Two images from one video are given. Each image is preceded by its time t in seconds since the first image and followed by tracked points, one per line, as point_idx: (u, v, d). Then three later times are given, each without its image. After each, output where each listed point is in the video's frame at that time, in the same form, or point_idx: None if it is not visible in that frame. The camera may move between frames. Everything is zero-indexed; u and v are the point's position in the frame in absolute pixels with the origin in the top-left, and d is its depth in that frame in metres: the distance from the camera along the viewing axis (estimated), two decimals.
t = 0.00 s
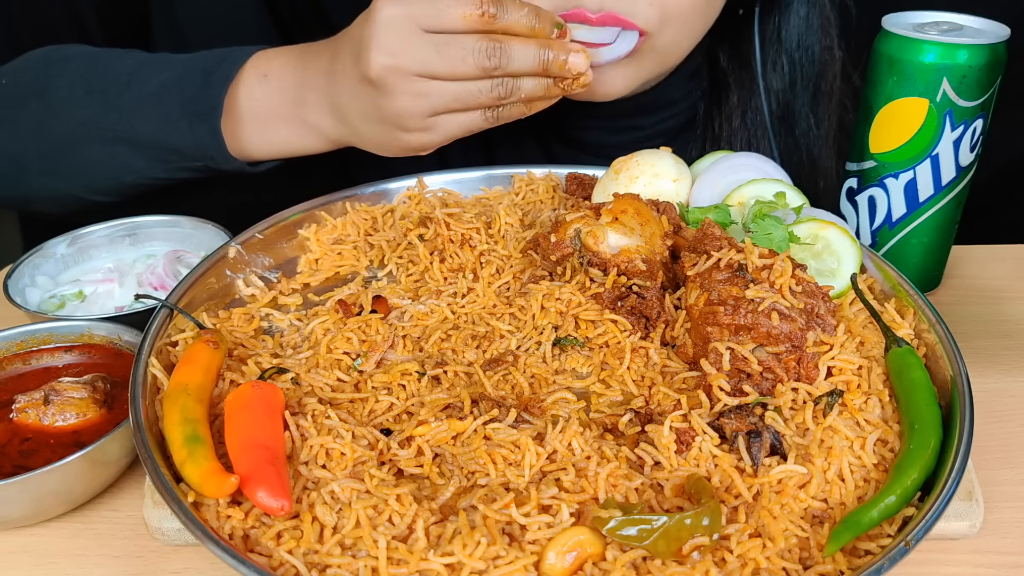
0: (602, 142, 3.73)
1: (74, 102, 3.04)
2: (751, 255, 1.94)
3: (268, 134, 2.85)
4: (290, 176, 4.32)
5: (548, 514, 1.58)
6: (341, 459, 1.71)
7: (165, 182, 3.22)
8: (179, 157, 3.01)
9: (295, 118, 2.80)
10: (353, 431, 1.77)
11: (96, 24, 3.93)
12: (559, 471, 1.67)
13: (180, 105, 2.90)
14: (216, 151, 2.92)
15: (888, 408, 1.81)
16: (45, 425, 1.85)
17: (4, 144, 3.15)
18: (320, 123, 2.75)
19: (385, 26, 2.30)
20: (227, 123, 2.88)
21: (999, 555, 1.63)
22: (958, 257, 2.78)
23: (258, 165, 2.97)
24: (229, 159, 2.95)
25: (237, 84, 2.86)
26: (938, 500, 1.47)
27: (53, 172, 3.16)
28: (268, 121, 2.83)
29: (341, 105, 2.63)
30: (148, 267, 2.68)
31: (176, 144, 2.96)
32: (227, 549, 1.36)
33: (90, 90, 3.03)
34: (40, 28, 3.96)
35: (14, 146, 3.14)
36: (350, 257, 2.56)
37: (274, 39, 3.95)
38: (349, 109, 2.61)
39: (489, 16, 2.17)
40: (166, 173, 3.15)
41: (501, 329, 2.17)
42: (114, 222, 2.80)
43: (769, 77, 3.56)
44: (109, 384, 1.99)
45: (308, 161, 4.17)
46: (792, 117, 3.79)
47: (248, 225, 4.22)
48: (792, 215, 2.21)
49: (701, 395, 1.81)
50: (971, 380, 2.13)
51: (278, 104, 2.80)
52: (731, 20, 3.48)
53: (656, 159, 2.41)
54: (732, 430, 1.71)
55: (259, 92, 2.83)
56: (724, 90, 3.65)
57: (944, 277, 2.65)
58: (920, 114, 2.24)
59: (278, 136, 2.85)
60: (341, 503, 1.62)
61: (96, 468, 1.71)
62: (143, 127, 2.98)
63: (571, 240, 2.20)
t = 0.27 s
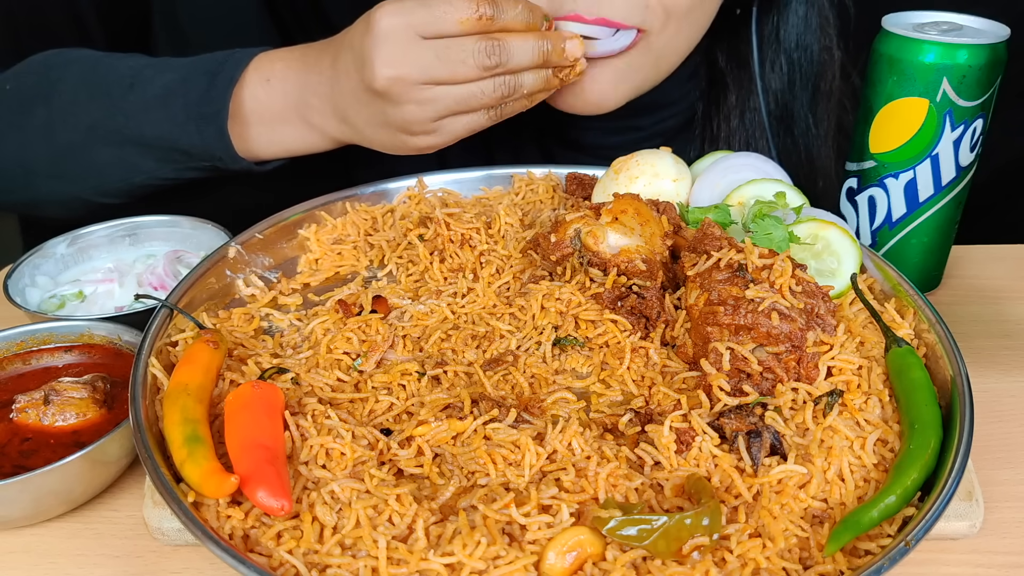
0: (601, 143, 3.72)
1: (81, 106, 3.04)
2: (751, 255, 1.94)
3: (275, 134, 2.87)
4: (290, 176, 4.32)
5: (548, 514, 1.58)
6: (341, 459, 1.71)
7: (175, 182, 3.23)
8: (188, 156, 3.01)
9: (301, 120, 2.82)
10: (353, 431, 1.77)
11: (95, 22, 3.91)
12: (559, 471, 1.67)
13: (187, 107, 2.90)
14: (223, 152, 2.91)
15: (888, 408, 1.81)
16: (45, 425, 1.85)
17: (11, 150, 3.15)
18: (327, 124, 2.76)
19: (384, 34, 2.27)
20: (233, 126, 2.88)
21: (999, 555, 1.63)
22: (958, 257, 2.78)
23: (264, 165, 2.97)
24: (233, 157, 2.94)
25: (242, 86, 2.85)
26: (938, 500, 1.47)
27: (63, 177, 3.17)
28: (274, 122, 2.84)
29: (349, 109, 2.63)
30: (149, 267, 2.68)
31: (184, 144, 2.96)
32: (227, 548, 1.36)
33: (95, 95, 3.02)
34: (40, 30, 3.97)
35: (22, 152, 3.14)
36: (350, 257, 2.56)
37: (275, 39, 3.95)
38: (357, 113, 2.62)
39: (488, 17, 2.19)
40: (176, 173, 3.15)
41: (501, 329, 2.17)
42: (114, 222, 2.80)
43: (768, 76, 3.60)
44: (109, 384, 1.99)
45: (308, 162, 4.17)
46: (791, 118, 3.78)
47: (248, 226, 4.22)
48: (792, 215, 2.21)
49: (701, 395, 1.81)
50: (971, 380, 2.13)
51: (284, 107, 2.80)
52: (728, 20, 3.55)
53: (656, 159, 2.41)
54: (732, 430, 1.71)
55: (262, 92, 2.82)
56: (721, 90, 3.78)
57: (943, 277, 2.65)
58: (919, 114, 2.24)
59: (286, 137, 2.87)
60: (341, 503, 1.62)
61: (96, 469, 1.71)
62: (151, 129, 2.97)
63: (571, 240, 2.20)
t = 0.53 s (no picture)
0: (600, 143, 3.75)
1: (81, 111, 3.04)
2: (751, 255, 1.94)
3: (273, 137, 2.85)
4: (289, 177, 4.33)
5: (548, 514, 1.58)
6: (341, 459, 1.71)
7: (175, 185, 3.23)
8: (187, 160, 3.01)
9: (298, 122, 2.79)
10: (353, 431, 1.77)
11: (95, 21, 3.89)
12: (559, 471, 1.67)
13: (185, 109, 2.89)
14: (222, 155, 2.90)
15: (888, 408, 1.81)
16: (45, 425, 1.85)
17: (12, 155, 3.16)
18: (323, 126, 2.72)
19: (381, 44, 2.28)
20: (232, 130, 2.87)
21: (999, 555, 1.63)
22: (958, 257, 2.78)
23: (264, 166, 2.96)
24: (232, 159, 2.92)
25: (240, 88, 2.83)
26: (938, 500, 1.47)
27: (64, 182, 3.18)
28: (271, 127, 2.82)
29: (343, 111, 2.59)
30: (149, 267, 2.68)
31: (183, 148, 2.95)
32: (227, 548, 1.36)
33: (95, 100, 3.02)
34: (41, 31, 3.97)
35: (23, 157, 3.14)
36: (350, 257, 2.56)
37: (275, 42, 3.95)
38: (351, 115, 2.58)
39: (488, 28, 2.15)
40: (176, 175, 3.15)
41: (501, 329, 2.17)
42: (114, 222, 2.80)
43: (766, 75, 3.56)
44: (109, 384, 1.99)
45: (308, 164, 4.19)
46: (789, 116, 3.78)
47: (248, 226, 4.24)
48: (792, 215, 2.21)
49: (701, 395, 1.81)
50: (971, 380, 2.13)
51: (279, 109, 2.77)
52: (726, 18, 3.45)
53: (656, 159, 2.41)
54: (732, 430, 1.71)
55: (258, 95, 2.79)
56: (720, 89, 3.65)
57: (944, 278, 2.65)
58: (920, 114, 2.24)
59: (285, 140, 2.85)
60: (340, 503, 1.62)
61: (96, 468, 1.71)
62: (151, 132, 2.97)
63: (571, 240, 2.20)
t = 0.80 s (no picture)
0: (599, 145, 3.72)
1: (81, 116, 3.05)
2: (751, 255, 1.94)
3: (272, 142, 2.81)
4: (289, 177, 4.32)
5: (548, 514, 1.58)
6: (341, 459, 1.71)
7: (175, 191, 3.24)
8: (186, 165, 3.02)
9: (296, 127, 2.73)
10: (353, 431, 1.77)
11: (95, 22, 3.92)
12: (559, 471, 1.67)
13: (186, 116, 2.90)
14: (221, 159, 2.90)
15: (888, 408, 1.81)
16: (45, 425, 1.85)
17: (9, 158, 3.15)
18: (321, 130, 2.66)
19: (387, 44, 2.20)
20: (232, 134, 2.84)
21: (999, 555, 1.63)
22: (958, 257, 2.77)
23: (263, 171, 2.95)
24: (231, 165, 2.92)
25: (238, 93, 2.81)
26: (938, 500, 1.47)
27: (62, 186, 3.18)
28: (270, 131, 2.78)
29: (342, 115, 2.54)
30: (148, 267, 2.68)
31: (183, 153, 2.96)
32: (227, 548, 1.36)
33: (95, 104, 3.03)
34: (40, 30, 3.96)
35: (21, 160, 3.14)
36: (350, 257, 2.56)
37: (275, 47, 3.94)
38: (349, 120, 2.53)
39: (494, 27, 2.11)
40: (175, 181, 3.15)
41: (501, 329, 2.17)
42: (114, 222, 2.80)
43: (763, 76, 3.68)
44: (109, 384, 1.99)
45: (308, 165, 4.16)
46: (789, 116, 3.84)
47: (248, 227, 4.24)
48: (792, 215, 2.21)
49: (701, 395, 1.81)
50: (971, 380, 2.13)
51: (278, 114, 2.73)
52: (726, 20, 3.51)
53: (655, 159, 2.41)
54: (732, 430, 1.71)
55: (258, 100, 2.77)
56: (720, 89, 3.66)
57: (944, 278, 2.65)
58: (919, 114, 2.24)
59: (282, 145, 2.80)
60: (340, 503, 1.62)
61: (96, 469, 1.71)
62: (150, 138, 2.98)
63: (571, 240, 2.20)
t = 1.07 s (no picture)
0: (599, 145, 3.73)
1: (78, 115, 3.05)
2: (751, 255, 1.94)
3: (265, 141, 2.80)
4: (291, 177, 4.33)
5: (548, 514, 1.58)
6: (341, 459, 1.71)
7: (170, 190, 3.23)
8: (182, 164, 3.01)
9: (289, 127, 2.72)
10: (353, 431, 1.77)
11: (95, 21, 3.93)
12: (559, 471, 1.67)
13: (178, 115, 2.89)
14: (217, 159, 2.89)
15: (888, 408, 1.81)
16: (45, 425, 1.85)
17: (7, 158, 3.16)
18: (312, 130, 2.64)
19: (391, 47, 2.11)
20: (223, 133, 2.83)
21: (999, 555, 1.63)
22: (958, 257, 2.78)
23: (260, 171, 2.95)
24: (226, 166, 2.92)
25: (232, 92, 2.79)
26: (938, 500, 1.47)
27: (55, 185, 3.17)
28: (262, 129, 2.77)
29: (334, 113, 2.50)
30: (149, 267, 2.68)
31: (175, 152, 2.96)
32: (227, 549, 1.36)
33: (91, 104, 3.03)
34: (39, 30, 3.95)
35: (17, 159, 3.14)
36: (350, 257, 2.56)
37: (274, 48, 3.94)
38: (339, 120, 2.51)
39: (502, 41, 1.92)
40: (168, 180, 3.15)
41: (501, 329, 2.17)
42: (114, 222, 2.80)
43: (763, 74, 3.55)
44: (109, 384, 1.99)
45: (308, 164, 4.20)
46: (788, 115, 3.78)
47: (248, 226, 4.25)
48: (792, 215, 2.21)
49: (701, 395, 1.81)
50: (971, 380, 2.13)
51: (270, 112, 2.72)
52: (723, 19, 3.39)
53: (655, 159, 2.41)
54: (732, 430, 1.71)
55: (250, 99, 2.75)
56: (718, 90, 3.57)
57: (944, 277, 2.65)
58: (920, 114, 2.23)
59: (276, 144, 2.79)
60: (341, 503, 1.62)
61: (96, 468, 1.71)
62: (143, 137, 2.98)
63: (571, 240, 2.20)
